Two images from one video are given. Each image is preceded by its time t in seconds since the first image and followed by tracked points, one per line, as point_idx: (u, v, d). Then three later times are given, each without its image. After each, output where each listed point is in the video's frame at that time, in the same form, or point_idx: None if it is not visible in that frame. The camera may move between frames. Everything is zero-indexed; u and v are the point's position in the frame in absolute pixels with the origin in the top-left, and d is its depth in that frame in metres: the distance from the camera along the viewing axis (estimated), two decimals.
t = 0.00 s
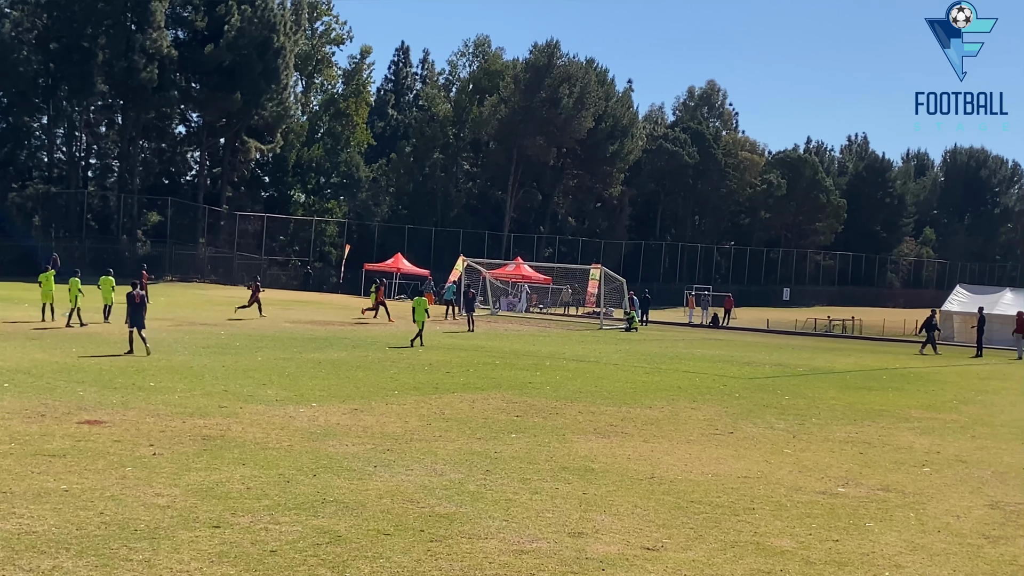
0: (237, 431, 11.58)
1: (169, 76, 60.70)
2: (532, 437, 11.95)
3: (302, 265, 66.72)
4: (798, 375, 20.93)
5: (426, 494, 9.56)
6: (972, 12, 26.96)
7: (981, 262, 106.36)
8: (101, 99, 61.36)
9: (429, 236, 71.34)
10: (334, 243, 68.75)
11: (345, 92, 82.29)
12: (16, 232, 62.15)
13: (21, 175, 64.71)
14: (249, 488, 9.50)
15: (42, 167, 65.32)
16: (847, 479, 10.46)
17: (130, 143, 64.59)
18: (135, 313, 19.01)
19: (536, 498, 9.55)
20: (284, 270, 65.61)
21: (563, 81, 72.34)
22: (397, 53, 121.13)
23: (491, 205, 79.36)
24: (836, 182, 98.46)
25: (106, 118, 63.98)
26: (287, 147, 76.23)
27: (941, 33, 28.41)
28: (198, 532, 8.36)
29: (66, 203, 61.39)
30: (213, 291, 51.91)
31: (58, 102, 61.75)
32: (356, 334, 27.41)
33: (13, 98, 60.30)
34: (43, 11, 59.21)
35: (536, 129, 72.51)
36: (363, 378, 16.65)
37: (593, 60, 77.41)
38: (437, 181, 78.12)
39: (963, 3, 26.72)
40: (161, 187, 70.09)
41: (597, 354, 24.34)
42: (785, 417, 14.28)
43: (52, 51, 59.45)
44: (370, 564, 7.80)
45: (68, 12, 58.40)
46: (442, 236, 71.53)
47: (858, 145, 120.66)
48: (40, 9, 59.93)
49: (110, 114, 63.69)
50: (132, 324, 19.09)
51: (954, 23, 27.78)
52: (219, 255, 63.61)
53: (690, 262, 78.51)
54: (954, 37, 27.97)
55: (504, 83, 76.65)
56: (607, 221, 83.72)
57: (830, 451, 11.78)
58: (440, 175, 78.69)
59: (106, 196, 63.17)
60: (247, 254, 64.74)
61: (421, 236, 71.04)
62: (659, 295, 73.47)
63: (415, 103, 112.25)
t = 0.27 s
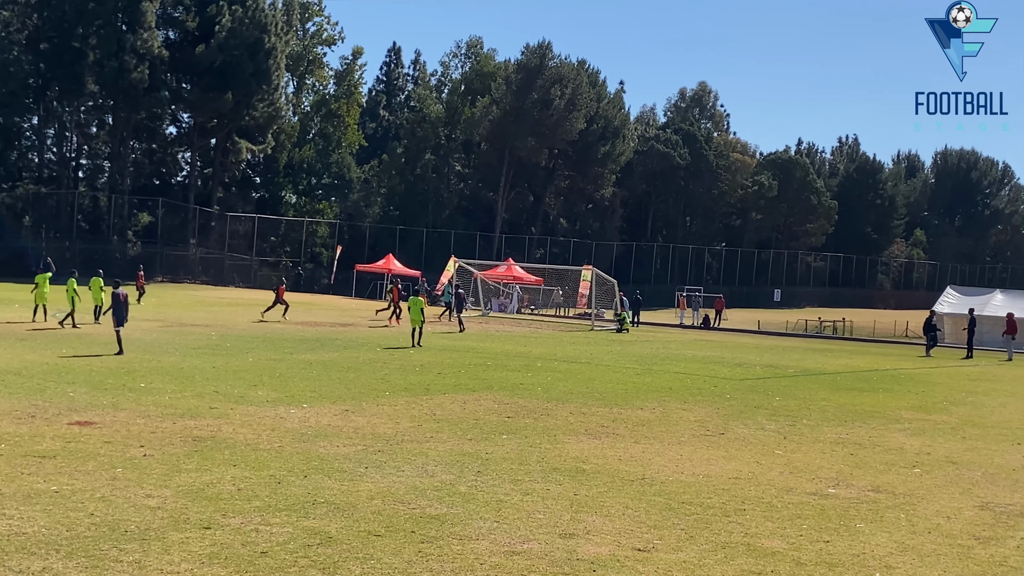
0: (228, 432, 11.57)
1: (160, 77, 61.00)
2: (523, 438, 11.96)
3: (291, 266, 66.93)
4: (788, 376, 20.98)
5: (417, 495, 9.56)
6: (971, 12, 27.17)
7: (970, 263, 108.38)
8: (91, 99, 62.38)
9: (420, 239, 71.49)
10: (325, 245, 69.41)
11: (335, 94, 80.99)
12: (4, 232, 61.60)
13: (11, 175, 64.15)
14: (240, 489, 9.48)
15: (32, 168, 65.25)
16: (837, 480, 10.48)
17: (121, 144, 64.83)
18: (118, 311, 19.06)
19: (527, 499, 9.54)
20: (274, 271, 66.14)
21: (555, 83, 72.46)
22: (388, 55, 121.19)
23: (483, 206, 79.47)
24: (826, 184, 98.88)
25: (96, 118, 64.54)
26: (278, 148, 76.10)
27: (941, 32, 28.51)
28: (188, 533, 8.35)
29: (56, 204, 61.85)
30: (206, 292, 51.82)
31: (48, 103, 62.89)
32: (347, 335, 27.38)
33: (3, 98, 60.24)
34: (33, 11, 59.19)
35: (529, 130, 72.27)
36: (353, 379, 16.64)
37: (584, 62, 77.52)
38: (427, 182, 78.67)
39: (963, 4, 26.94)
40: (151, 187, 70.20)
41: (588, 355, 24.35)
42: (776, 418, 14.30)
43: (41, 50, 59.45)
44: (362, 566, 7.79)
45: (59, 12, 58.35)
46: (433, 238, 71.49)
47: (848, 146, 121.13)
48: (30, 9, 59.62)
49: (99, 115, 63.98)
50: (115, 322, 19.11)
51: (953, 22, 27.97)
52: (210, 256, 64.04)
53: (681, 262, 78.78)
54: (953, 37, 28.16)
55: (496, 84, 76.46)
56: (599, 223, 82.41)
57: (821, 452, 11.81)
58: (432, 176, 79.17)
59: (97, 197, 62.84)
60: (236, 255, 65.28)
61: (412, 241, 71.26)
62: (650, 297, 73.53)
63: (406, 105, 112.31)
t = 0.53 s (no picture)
0: (225, 432, 11.56)
1: (157, 77, 60.52)
2: (520, 439, 11.96)
3: (290, 266, 66.59)
4: (786, 377, 20.98)
5: (414, 496, 9.56)
6: (971, 12, 27.17)
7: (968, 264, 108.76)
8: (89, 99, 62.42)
9: (417, 239, 71.32)
10: (322, 245, 68.61)
11: (334, 93, 81.66)
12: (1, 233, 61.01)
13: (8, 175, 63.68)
14: (237, 490, 9.47)
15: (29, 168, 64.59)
16: (834, 481, 10.50)
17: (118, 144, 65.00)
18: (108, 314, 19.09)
19: (524, 500, 9.54)
20: (272, 271, 65.63)
21: (552, 83, 72.66)
22: (386, 55, 121.08)
23: (480, 207, 79.18)
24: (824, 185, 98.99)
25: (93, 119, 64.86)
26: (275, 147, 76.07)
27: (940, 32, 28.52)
28: (185, 534, 8.34)
29: (53, 203, 61.70)
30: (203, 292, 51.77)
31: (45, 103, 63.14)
32: (344, 335, 27.37)
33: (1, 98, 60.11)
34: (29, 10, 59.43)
35: (526, 130, 72.36)
36: (349, 379, 16.63)
37: (582, 62, 77.61)
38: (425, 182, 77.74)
39: (963, 4, 26.95)
40: (148, 188, 70.39)
41: (586, 355, 24.35)
42: (774, 418, 14.31)
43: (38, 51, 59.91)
44: (359, 566, 7.79)
45: (56, 12, 58.67)
46: (430, 238, 71.34)
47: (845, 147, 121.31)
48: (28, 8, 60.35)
49: (97, 115, 64.41)
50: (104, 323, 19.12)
51: (953, 22, 27.98)
52: (207, 256, 63.90)
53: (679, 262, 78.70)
54: (954, 37, 28.18)
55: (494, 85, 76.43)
56: (596, 223, 82.71)
57: (818, 452, 11.80)
58: (429, 176, 78.53)
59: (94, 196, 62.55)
60: (234, 255, 65.16)
61: (409, 241, 71.22)
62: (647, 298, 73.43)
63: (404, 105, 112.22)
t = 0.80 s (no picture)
0: (231, 431, 11.58)
1: (163, 77, 60.86)
2: (525, 439, 11.97)
3: (296, 266, 66.79)
4: (791, 377, 20.97)
5: (420, 495, 9.57)
6: (971, 12, 27.13)
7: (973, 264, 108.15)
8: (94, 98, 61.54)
9: (422, 239, 71.26)
10: (328, 244, 69.10)
11: (339, 94, 80.84)
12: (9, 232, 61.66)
13: (14, 175, 64.63)
14: (243, 489, 9.48)
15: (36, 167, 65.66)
16: (839, 481, 10.49)
17: (124, 144, 65.00)
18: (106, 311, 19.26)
19: (529, 499, 9.55)
20: (278, 271, 65.67)
21: (558, 83, 72.36)
22: (392, 55, 121.15)
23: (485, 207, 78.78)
24: (830, 185, 98.89)
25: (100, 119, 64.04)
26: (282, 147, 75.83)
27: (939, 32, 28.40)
28: (191, 532, 8.36)
29: (60, 203, 61.89)
30: (208, 292, 51.85)
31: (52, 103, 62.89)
32: (349, 335, 27.38)
33: (7, 98, 59.86)
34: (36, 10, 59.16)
35: (531, 130, 72.38)
36: (355, 379, 16.66)
37: (588, 62, 77.67)
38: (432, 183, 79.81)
39: (963, 4, 26.90)
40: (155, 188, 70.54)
41: (591, 355, 24.35)
42: (779, 419, 14.30)
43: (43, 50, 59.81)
44: (364, 565, 7.80)
45: (62, 12, 58.61)
46: (436, 237, 71.47)
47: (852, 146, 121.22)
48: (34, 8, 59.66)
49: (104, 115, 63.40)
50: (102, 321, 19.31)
51: (953, 22, 27.94)
52: (213, 255, 63.74)
53: (684, 263, 79.17)
54: (954, 37, 28.15)
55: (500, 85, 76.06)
56: (601, 223, 82.27)
57: (823, 452, 11.79)
58: (435, 176, 80.57)
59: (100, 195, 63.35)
60: (240, 254, 65.09)
61: (414, 239, 70.96)
62: (652, 297, 73.56)
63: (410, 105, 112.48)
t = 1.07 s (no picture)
0: (245, 431, 11.60)
1: (177, 78, 61.36)
2: (538, 439, 11.96)
3: (309, 266, 67.26)
4: (804, 377, 20.92)
5: (433, 495, 9.58)
6: (971, 13, 27.05)
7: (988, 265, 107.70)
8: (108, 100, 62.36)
9: (435, 239, 71.67)
10: (341, 245, 69.25)
11: (352, 94, 80.88)
12: (21, 231, 60.55)
13: (28, 175, 63.29)
14: (256, 488, 9.50)
15: (51, 167, 64.48)
16: (853, 481, 10.47)
17: (138, 144, 65.63)
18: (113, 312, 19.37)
19: (542, 500, 9.55)
20: (291, 271, 66.50)
21: (571, 83, 72.27)
22: (405, 55, 121.13)
23: (497, 207, 78.74)
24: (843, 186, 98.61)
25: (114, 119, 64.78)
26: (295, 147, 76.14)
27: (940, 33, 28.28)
28: (205, 531, 8.39)
29: (74, 204, 61.98)
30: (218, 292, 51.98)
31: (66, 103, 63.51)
32: (362, 335, 27.40)
33: (20, 97, 59.05)
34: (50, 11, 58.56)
35: (544, 130, 72.34)
36: (368, 379, 16.68)
37: (600, 63, 77.73)
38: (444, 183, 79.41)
39: (963, 4, 26.81)
40: (169, 188, 70.45)
41: (603, 355, 24.33)
42: (792, 419, 14.27)
43: (59, 51, 58.97)
44: (377, 565, 7.81)
45: (77, 13, 58.27)
46: (448, 238, 71.66)
47: (866, 147, 120.64)
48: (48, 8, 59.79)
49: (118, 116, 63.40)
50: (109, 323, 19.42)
51: (953, 22, 27.85)
52: (227, 255, 64.34)
53: (696, 263, 78.87)
54: (953, 37, 28.05)
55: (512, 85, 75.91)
56: (615, 223, 80.62)
57: (837, 453, 11.77)
58: (448, 176, 79.67)
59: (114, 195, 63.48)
60: (253, 254, 65.82)
61: (427, 238, 71.46)
62: (664, 298, 73.62)
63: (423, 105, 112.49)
